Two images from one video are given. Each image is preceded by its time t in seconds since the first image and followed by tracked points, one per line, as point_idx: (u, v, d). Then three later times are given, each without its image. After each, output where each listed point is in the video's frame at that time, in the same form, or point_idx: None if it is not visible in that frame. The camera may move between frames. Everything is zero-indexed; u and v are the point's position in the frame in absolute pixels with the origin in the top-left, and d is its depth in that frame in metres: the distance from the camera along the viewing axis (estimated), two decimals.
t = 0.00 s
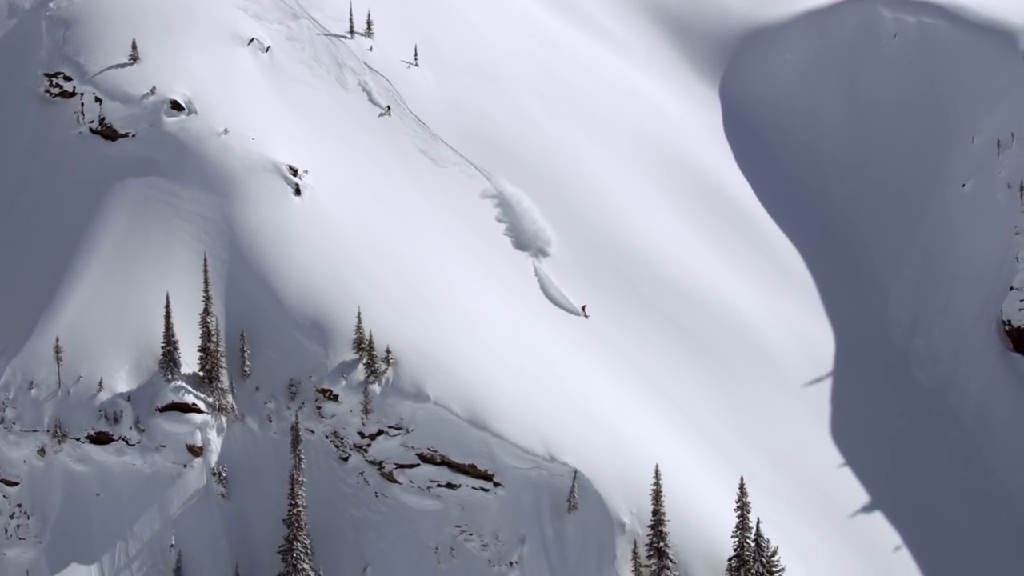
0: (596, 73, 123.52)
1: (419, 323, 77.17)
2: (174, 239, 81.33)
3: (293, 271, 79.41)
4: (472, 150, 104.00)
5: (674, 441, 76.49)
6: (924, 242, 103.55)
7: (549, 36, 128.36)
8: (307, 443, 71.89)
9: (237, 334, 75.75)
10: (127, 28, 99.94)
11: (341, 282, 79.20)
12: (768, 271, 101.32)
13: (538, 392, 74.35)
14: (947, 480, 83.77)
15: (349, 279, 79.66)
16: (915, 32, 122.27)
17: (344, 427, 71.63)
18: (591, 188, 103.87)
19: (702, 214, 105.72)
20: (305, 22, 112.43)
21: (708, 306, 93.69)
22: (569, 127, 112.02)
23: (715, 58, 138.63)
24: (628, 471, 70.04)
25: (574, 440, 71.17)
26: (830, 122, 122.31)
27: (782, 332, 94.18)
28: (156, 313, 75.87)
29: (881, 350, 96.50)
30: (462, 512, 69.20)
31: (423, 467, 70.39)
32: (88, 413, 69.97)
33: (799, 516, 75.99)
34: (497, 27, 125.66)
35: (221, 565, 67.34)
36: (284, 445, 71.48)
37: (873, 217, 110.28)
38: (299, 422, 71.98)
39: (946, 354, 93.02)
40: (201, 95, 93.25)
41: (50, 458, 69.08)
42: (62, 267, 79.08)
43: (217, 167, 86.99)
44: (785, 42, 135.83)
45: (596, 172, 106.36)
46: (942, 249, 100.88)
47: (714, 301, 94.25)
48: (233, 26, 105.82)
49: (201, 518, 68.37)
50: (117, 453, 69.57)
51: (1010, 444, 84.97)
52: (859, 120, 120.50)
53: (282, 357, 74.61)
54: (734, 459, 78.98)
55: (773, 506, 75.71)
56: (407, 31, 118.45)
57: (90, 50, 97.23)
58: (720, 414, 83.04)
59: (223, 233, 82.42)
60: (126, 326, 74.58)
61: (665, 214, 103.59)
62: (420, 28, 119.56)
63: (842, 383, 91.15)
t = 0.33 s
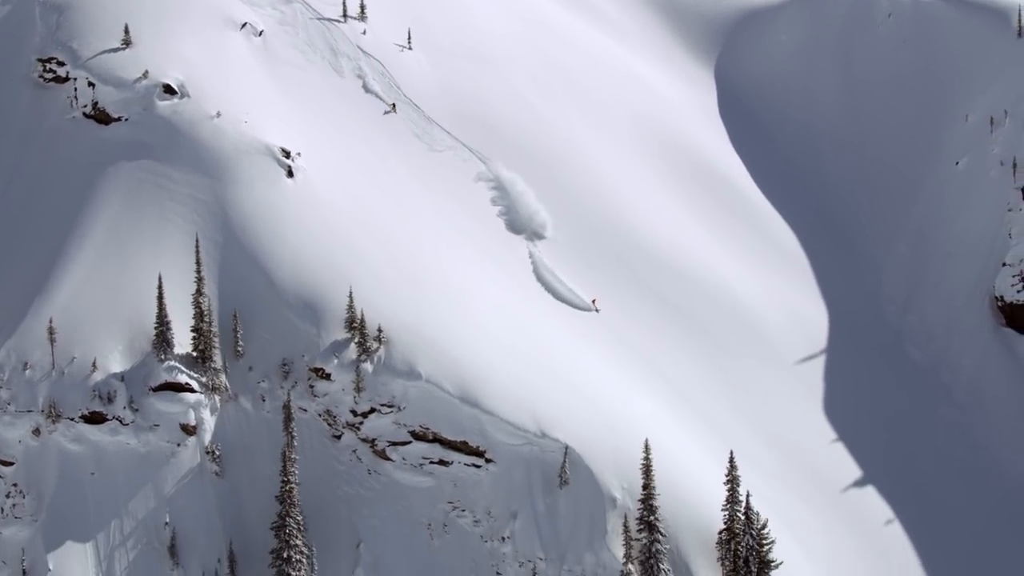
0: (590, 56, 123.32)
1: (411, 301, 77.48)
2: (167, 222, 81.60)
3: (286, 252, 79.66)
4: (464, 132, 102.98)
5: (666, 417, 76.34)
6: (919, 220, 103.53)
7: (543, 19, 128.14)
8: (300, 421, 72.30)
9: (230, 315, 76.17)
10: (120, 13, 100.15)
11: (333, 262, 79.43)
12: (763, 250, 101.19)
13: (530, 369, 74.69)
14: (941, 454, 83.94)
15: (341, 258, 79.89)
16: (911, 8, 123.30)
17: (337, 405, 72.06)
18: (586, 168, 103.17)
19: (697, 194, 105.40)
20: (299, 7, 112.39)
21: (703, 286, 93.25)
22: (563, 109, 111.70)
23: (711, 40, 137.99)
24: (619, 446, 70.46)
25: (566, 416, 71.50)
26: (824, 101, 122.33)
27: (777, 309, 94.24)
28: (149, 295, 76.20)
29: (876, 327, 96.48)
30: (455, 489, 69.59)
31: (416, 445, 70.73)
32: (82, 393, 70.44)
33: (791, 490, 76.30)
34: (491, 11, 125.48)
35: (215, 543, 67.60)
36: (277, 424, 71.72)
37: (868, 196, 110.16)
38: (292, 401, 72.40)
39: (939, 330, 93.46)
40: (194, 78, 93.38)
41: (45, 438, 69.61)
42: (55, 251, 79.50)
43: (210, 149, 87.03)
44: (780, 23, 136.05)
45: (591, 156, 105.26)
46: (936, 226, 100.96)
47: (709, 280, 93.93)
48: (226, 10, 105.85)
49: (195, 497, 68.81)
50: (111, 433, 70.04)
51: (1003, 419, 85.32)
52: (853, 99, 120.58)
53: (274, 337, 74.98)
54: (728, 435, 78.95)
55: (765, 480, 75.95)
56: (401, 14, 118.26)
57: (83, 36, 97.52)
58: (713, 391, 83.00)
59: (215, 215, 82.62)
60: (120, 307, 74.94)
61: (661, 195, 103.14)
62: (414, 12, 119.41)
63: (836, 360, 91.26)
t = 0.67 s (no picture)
0: (584, 39, 123.06)
1: (402, 281, 77.74)
2: (159, 205, 81.91)
3: (277, 234, 79.91)
4: (457, 116, 102.26)
5: (656, 395, 76.50)
6: (911, 199, 103.53)
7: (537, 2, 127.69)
8: (291, 401, 72.75)
9: (222, 296, 76.57)
10: None
11: (324, 242, 79.65)
12: (755, 230, 101.14)
13: (521, 348, 75.04)
14: (931, 430, 84.11)
15: (331, 238, 80.09)
16: None
17: (328, 384, 72.51)
18: (578, 149, 103.06)
19: (690, 176, 105.36)
20: None
21: (695, 266, 93.20)
22: (557, 91, 111.62)
23: (705, 22, 137.55)
24: (606, 422, 70.81)
25: (557, 394, 71.73)
26: (819, 84, 122.38)
27: (768, 289, 94.46)
28: (141, 277, 76.59)
29: (868, 306, 96.68)
30: (445, 467, 70.03)
31: (407, 423, 71.22)
32: (75, 374, 71.04)
33: (781, 467, 76.67)
34: None
35: (207, 521, 67.92)
36: (268, 404, 72.16)
37: (862, 176, 110.11)
38: (283, 380, 72.91)
39: (931, 308, 93.73)
40: (186, 62, 93.47)
41: (38, 418, 69.91)
42: (47, 234, 79.75)
43: (201, 133, 87.17)
44: (775, 6, 136.13)
45: (584, 137, 105.13)
46: (929, 205, 100.97)
47: (702, 260, 93.93)
48: None
49: (187, 476, 69.26)
50: (104, 413, 70.58)
51: (994, 394, 85.54)
52: (847, 80, 120.61)
53: (266, 317, 75.41)
54: (718, 413, 79.25)
55: (754, 457, 76.32)
56: None
57: (75, 20, 97.63)
58: (704, 370, 83.20)
59: (207, 197, 82.87)
60: (111, 289, 75.38)
61: (654, 176, 103.11)
62: None
63: (828, 339, 91.47)
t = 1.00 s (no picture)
0: (575, 22, 123.08)
1: (390, 263, 77.97)
2: (149, 188, 82.20)
3: (267, 216, 80.22)
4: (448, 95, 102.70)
5: (643, 373, 77.07)
6: (902, 180, 103.69)
7: None
8: (281, 381, 73.26)
9: (211, 277, 77.12)
10: None
11: (314, 224, 79.94)
12: (745, 210, 101.40)
13: (510, 328, 75.55)
14: (920, 408, 84.39)
15: (320, 220, 80.34)
16: None
17: (317, 364, 72.97)
18: (569, 131, 103.19)
19: (680, 157, 105.49)
20: None
21: (685, 247, 93.35)
22: (547, 74, 111.51)
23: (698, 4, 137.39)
24: (593, 401, 71.20)
25: (543, 374, 72.07)
26: (810, 66, 122.20)
27: (758, 269, 94.72)
28: (131, 260, 76.99)
29: (859, 286, 96.70)
30: (434, 445, 70.42)
31: (395, 403, 71.61)
32: (65, 355, 71.39)
33: (770, 445, 77.03)
34: None
35: (198, 501, 68.28)
36: (257, 384, 72.67)
37: (854, 157, 110.05)
38: (273, 360, 73.45)
39: (921, 287, 93.98)
40: (175, 47, 93.54)
41: (28, 399, 70.11)
42: (38, 218, 80.01)
43: (191, 116, 87.28)
44: None
45: (574, 120, 105.19)
46: (919, 185, 101.19)
47: (693, 241, 94.10)
48: None
49: (178, 455, 69.71)
50: (94, 394, 70.98)
51: (983, 372, 85.79)
52: (839, 62, 120.51)
53: (256, 299, 75.90)
54: (707, 391, 79.59)
55: (742, 434, 76.64)
56: None
57: (65, 6, 97.67)
58: (694, 349, 83.54)
59: (197, 180, 83.16)
60: (101, 272, 75.75)
61: (645, 159, 103.29)
62: None
63: (818, 319, 91.73)
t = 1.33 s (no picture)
0: (566, 6, 123.07)
1: (378, 244, 78.36)
2: (137, 171, 82.29)
3: (254, 199, 80.45)
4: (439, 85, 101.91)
5: (630, 353, 77.77)
6: (891, 162, 104.56)
7: None
8: (268, 362, 73.55)
9: (199, 259, 77.24)
10: None
11: (301, 206, 80.29)
12: (735, 192, 101.64)
13: (498, 307, 76.16)
14: (908, 388, 84.63)
15: (309, 202, 80.69)
16: None
17: (305, 345, 73.27)
18: (559, 114, 103.40)
19: (669, 139, 105.78)
20: None
21: (675, 229, 93.51)
22: (538, 58, 111.49)
23: None
24: (578, 380, 71.61)
25: (528, 354, 72.53)
26: (801, 49, 124.21)
27: (747, 250, 94.91)
28: (118, 243, 77.18)
29: (848, 267, 97.61)
30: (421, 425, 70.71)
31: (382, 383, 71.91)
32: (53, 337, 71.63)
33: (757, 423, 77.34)
34: None
35: (186, 481, 68.70)
36: (244, 365, 73.00)
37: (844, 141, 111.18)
38: (260, 342, 73.72)
39: (909, 267, 94.72)
40: (163, 31, 93.45)
41: (16, 381, 70.27)
42: (26, 202, 80.00)
43: (179, 101, 87.28)
44: None
45: (564, 103, 105.30)
46: (908, 167, 102.10)
47: (682, 223, 94.26)
48: None
49: (166, 436, 70.08)
50: (82, 375, 71.33)
51: (970, 351, 86.14)
52: (829, 45, 122.39)
53: (243, 281, 76.20)
54: (693, 371, 79.82)
55: (728, 413, 76.90)
56: None
57: None
58: (682, 329, 83.76)
59: (185, 164, 83.18)
60: (90, 255, 75.97)
61: (635, 141, 103.48)
62: None
63: (807, 300, 92.08)
